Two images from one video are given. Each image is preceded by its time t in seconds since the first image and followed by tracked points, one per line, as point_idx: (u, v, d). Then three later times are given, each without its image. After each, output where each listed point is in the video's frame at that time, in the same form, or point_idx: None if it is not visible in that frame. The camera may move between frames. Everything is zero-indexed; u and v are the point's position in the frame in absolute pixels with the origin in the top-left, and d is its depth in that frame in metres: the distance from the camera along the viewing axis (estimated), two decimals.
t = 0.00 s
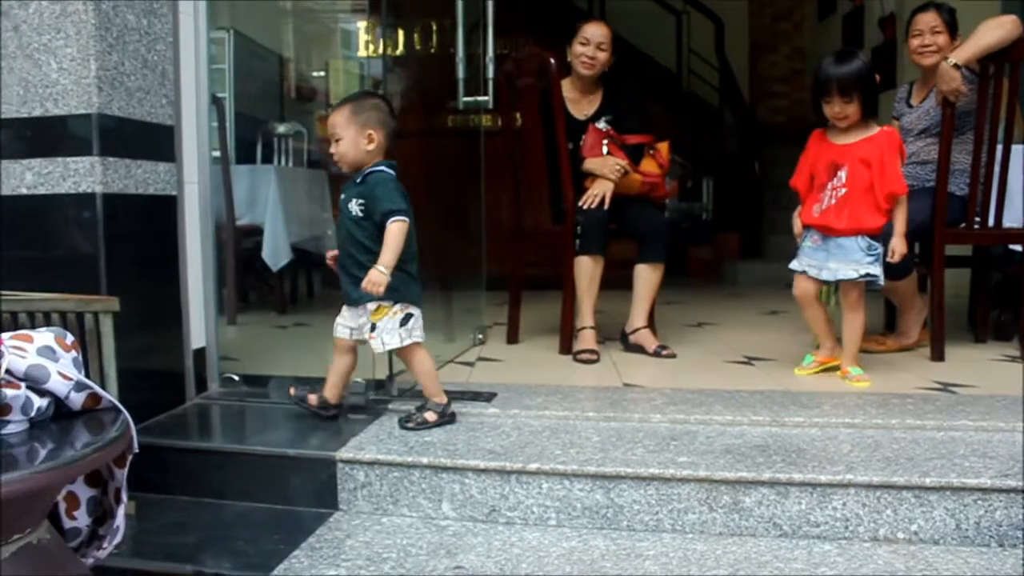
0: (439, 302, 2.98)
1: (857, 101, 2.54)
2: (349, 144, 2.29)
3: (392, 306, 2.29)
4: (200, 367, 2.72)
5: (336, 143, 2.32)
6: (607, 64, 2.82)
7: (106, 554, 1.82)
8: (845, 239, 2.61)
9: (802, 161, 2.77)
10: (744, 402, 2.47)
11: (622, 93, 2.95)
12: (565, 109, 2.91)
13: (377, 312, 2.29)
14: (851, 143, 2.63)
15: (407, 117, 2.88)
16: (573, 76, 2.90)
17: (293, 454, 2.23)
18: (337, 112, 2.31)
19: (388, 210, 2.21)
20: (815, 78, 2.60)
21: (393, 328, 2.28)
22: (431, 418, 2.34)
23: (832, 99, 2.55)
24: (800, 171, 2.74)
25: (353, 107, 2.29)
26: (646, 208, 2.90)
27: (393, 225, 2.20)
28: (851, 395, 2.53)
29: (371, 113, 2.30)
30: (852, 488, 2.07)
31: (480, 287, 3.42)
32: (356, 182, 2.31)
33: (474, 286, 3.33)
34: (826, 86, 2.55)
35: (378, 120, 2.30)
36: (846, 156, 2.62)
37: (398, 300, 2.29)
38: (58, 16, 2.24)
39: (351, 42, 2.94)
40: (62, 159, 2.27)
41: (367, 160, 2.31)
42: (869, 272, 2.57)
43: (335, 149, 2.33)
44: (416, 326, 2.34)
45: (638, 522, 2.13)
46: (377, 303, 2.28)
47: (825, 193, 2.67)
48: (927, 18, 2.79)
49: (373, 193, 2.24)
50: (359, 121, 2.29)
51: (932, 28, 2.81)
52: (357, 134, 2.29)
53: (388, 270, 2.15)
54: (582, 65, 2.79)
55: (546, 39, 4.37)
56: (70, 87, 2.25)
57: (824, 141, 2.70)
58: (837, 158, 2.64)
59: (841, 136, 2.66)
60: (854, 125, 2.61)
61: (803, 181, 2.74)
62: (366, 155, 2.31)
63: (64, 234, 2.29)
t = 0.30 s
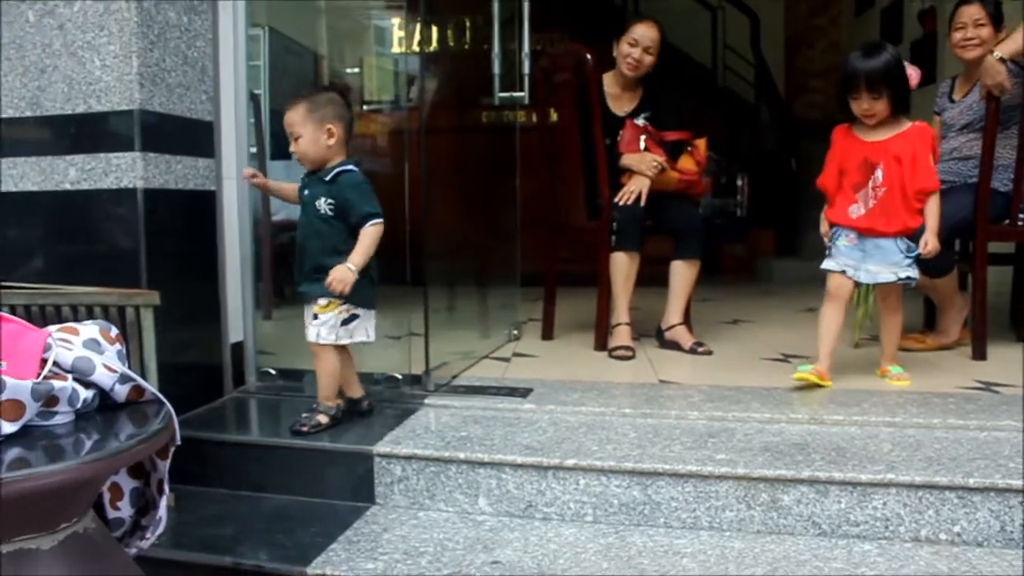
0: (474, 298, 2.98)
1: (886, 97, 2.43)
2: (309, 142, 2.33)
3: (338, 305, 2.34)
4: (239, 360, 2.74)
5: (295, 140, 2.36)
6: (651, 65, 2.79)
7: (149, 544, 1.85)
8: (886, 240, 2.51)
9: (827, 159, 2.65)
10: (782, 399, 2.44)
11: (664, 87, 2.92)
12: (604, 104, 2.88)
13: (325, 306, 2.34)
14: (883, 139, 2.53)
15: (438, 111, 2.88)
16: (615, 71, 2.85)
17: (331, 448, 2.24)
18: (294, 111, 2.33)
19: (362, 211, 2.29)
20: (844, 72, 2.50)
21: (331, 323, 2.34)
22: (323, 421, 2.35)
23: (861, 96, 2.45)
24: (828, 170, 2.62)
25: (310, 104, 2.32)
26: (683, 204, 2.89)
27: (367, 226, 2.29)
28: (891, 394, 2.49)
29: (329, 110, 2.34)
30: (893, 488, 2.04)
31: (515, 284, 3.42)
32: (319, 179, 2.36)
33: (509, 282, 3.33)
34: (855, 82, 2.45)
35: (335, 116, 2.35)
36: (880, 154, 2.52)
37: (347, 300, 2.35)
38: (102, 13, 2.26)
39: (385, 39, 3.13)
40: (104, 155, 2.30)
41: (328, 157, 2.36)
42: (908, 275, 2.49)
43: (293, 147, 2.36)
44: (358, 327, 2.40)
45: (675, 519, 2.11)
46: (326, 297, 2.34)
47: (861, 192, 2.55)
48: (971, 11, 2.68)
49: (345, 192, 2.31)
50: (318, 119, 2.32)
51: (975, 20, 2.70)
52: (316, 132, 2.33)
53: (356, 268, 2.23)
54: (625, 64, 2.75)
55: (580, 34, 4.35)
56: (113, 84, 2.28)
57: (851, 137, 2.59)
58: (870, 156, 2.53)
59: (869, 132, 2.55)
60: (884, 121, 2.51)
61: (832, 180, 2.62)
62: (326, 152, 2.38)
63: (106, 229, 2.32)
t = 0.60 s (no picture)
0: (515, 291, 2.97)
1: (901, 84, 2.27)
2: (283, 148, 2.28)
3: (337, 298, 2.36)
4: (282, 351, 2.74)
5: (269, 146, 2.30)
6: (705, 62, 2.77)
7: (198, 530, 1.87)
8: (906, 231, 2.39)
9: (834, 146, 2.52)
10: (829, 396, 2.41)
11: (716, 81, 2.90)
12: (654, 95, 2.88)
13: (322, 303, 2.36)
14: (896, 125, 2.37)
15: (484, 103, 2.90)
16: (666, 62, 2.84)
17: (376, 438, 2.25)
18: (265, 116, 2.27)
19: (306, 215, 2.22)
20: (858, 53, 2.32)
21: (334, 319, 2.35)
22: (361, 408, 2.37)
23: (875, 80, 2.28)
24: (837, 159, 2.50)
25: (281, 107, 2.27)
26: (730, 199, 2.87)
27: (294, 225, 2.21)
28: (941, 392, 2.44)
29: (302, 112, 2.29)
30: (944, 487, 2.00)
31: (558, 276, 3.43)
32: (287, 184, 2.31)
33: (551, 275, 3.32)
34: (869, 66, 2.27)
35: (308, 119, 2.30)
36: (891, 140, 2.37)
37: (345, 293, 2.37)
38: (152, 6, 2.28)
39: (425, 32, 3.16)
40: (153, 146, 2.32)
41: (301, 162, 2.31)
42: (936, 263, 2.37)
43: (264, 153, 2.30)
44: (358, 322, 2.42)
45: (720, 515, 2.10)
46: (325, 294, 2.35)
47: (872, 182, 2.43)
48: None
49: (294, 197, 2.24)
50: (290, 123, 2.27)
51: None
52: (290, 137, 2.28)
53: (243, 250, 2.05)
54: (679, 59, 2.74)
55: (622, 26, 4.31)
56: (162, 76, 2.30)
57: (861, 123, 2.45)
58: (883, 145, 2.39)
59: (880, 118, 2.40)
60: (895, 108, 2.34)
61: (839, 169, 2.51)
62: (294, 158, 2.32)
63: (155, 219, 2.35)
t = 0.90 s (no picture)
0: (557, 287, 2.98)
1: (950, 84, 2.15)
2: (295, 148, 2.32)
3: (338, 285, 2.33)
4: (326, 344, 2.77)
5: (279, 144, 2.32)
6: (750, 58, 2.76)
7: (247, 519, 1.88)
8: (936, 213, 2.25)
9: (868, 136, 2.40)
10: (876, 395, 2.38)
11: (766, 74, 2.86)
12: (700, 91, 2.88)
13: (326, 292, 2.35)
14: (939, 122, 2.26)
15: (529, 100, 2.91)
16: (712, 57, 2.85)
17: (420, 431, 2.26)
18: (281, 114, 2.29)
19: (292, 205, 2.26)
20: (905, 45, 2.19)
21: (337, 306, 2.32)
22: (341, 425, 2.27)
23: (923, 78, 2.15)
24: (873, 150, 2.38)
25: (299, 107, 2.30)
26: (775, 195, 2.84)
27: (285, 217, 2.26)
28: (993, 393, 2.39)
29: (316, 113, 2.31)
30: (997, 489, 1.94)
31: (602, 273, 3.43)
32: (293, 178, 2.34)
33: (593, 271, 3.31)
34: (919, 61, 2.13)
35: (322, 121, 2.32)
36: (935, 136, 2.27)
37: (347, 280, 2.32)
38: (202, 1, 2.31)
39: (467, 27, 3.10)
40: (202, 139, 2.35)
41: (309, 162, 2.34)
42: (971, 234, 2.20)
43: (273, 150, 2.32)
44: (367, 311, 2.35)
45: (766, 513, 2.07)
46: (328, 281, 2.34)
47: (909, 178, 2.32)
48: None
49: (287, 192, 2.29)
50: (306, 125, 2.30)
51: None
52: (304, 138, 2.30)
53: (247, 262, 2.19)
54: (724, 56, 2.73)
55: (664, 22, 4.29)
56: (211, 69, 2.33)
57: (902, 115, 2.33)
58: (924, 141, 2.28)
59: (923, 113, 2.29)
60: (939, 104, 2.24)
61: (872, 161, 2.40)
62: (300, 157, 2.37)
63: (203, 212, 2.37)
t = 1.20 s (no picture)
0: (592, 285, 2.98)
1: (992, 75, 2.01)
2: (334, 156, 2.33)
3: (371, 301, 2.33)
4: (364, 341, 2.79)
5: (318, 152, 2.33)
6: (784, 52, 2.73)
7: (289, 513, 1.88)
8: (987, 226, 2.24)
9: (912, 133, 2.32)
10: (917, 394, 2.35)
11: (799, 71, 2.86)
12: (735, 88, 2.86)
13: (359, 307, 2.34)
14: (984, 113, 2.12)
15: (567, 97, 2.90)
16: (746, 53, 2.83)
17: (458, 428, 2.26)
18: (323, 122, 2.31)
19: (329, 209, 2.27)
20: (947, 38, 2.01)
21: (370, 322, 2.32)
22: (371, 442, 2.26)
23: (963, 71, 2.02)
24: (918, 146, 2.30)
25: (340, 117, 2.32)
26: (815, 191, 2.81)
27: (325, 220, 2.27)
28: None
29: (356, 123, 2.33)
30: None
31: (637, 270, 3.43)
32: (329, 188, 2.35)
33: (628, 268, 3.31)
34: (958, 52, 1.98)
35: (362, 131, 2.35)
36: (980, 129, 2.13)
37: (379, 296, 2.33)
38: None
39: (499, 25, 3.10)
40: (243, 137, 2.37)
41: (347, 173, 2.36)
42: (1014, 263, 2.22)
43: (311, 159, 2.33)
44: (400, 325, 2.36)
45: (806, 512, 2.05)
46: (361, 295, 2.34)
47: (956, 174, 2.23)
48: None
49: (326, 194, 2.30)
50: (346, 134, 2.32)
51: None
52: (344, 147, 2.32)
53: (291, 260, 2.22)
54: (759, 50, 2.71)
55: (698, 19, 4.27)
56: (252, 68, 2.35)
57: (945, 107, 2.21)
58: (969, 135, 2.15)
59: (966, 105, 2.15)
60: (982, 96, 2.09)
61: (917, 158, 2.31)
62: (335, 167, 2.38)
63: (243, 209, 2.40)
